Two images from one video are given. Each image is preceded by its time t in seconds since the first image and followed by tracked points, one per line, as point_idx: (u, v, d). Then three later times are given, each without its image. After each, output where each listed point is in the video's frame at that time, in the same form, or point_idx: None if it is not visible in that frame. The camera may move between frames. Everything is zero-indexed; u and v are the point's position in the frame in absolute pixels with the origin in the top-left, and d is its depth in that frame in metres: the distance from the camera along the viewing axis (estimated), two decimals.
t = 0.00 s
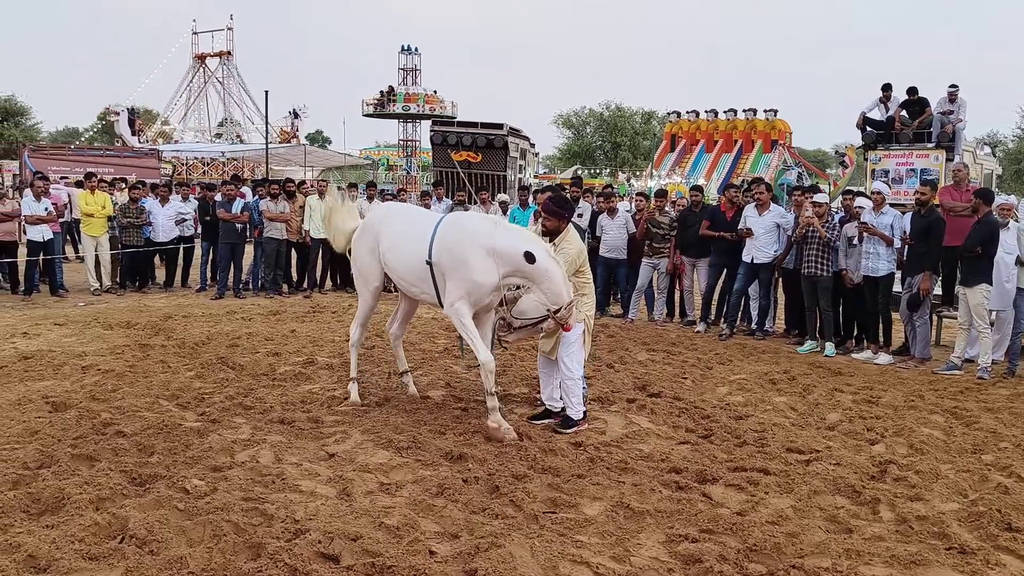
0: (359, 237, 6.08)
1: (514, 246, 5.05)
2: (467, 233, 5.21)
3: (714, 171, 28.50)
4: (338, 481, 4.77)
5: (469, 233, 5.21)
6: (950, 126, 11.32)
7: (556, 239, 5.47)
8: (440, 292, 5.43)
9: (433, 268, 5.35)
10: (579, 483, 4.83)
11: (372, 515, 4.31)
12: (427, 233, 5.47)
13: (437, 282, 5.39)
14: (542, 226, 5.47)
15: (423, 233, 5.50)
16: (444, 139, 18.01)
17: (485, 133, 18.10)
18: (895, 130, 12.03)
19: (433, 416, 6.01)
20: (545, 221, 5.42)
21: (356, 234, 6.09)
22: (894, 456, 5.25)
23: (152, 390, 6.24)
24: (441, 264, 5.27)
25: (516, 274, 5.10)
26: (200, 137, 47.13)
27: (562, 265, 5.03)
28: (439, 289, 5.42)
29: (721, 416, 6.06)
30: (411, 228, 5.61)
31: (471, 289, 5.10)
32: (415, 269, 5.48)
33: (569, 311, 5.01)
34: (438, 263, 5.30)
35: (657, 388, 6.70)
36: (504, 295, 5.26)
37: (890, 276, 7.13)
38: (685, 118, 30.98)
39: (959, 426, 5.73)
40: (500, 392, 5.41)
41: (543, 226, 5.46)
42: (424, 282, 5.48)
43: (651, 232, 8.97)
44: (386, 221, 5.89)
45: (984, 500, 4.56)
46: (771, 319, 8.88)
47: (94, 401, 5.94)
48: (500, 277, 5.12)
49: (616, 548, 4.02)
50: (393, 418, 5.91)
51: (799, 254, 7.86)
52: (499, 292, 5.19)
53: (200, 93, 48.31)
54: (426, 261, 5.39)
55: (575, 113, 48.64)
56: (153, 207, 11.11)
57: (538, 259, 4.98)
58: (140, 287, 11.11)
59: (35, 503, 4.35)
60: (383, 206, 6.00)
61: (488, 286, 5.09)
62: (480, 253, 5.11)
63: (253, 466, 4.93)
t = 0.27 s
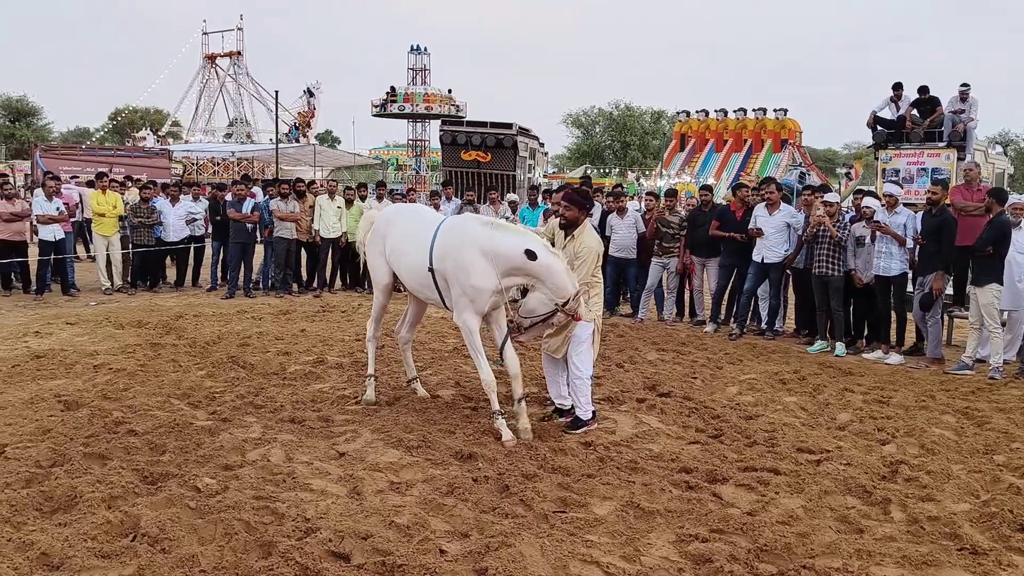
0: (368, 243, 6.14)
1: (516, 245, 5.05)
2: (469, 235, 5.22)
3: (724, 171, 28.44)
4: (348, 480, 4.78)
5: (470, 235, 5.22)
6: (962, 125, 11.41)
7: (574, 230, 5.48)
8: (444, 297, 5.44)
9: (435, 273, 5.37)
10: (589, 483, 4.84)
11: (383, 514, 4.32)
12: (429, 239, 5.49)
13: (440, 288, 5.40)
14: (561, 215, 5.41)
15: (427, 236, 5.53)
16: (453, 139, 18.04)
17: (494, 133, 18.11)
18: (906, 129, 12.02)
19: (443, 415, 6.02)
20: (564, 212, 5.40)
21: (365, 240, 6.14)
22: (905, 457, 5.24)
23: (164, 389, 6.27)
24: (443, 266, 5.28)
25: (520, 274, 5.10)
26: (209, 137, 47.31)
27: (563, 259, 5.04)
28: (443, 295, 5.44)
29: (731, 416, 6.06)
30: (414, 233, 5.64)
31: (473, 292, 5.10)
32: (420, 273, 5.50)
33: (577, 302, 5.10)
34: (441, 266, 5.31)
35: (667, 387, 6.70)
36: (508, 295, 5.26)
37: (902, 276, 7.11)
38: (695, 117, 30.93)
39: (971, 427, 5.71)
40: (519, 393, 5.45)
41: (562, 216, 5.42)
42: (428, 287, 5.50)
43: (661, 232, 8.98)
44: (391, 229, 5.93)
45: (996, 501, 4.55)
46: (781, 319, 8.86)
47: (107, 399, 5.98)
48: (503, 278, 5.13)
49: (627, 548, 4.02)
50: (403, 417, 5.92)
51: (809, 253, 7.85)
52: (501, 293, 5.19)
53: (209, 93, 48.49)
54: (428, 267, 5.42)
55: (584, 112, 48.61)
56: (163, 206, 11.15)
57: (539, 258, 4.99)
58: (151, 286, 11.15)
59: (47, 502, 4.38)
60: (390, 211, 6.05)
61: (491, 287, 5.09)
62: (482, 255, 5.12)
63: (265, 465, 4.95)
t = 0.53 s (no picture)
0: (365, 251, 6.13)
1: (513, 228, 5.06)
2: (468, 230, 5.24)
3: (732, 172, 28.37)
4: (356, 480, 4.79)
5: (469, 229, 5.23)
6: (971, 126, 11.33)
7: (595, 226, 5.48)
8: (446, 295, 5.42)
9: (437, 270, 5.36)
10: (596, 484, 4.84)
11: (390, 514, 4.33)
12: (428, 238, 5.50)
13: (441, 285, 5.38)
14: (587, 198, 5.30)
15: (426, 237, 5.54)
16: (461, 140, 18.04)
17: (502, 134, 18.10)
18: (915, 130, 11.99)
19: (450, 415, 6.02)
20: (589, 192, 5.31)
21: (363, 247, 6.13)
22: (913, 459, 5.22)
23: (172, 389, 6.29)
24: (443, 264, 5.28)
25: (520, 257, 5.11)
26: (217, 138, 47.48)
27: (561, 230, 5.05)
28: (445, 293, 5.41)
29: (739, 417, 6.05)
30: (414, 236, 5.64)
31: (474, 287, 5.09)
32: (423, 272, 5.48)
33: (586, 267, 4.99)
34: (441, 263, 5.31)
35: (674, 389, 6.69)
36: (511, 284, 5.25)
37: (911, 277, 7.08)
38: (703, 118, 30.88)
39: (979, 429, 5.68)
40: (521, 389, 5.46)
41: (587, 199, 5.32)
42: (430, 286, 5.47)
43: (669, 233, 9.00)
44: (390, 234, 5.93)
45: (1005, 504, 4.52)
46: (789, 321, 8.83)
47: (115, 399, 6.00)
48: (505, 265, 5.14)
49: (633, 549, 4.02)
50: (410, 417, 5.93)
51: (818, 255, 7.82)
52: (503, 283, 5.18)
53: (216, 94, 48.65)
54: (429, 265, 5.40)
55: (591, 113, 48.58)
56: (172, 206, 11.21)
57: (535, 235, 5.01)
58: (159, 286, 11.19)
59: (56, 501, 4.40)
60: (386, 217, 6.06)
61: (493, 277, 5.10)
62: (481, 246, 5.13)
63: (272, 465, 4.96)
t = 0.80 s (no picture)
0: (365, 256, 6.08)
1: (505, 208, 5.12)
2: (467, 224, 5.27)
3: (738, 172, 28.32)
4: (362, 482, 4.80)
5: (469, 223, 5.27)
6: (977, 125, 11.20)
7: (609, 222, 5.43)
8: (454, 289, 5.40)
9: (443, 266, 5.36)
10: (602, 484, 4.84)
11: (396, 515, 4.33)
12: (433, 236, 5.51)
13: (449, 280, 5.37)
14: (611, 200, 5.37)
15: (429, 237, 5.54)
16: (466, 141, 18.06)
17: (507, 135, 18.10)
18: (921, 130, 11.96)
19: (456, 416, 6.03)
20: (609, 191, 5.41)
21: (363, 249, 6.10)
22: (920, 460, 5.20)
23: (178, 390, 6.31)
24: (449, 262, 5.27)
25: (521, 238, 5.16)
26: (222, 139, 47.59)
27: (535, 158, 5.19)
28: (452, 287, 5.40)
29: (745, 418, 6.04)
30: (417, 234, 5.63)
31: (482, 281, 5.08)
32: (430, 270, 5.47)
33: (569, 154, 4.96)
34: (447, 261, 5.30)
35: (680, 390, 6.68)
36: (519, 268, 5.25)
37: (918, 278, 7.06)
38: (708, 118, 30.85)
39: (986, 430, 5.67)
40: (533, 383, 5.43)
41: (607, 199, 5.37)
42: (437, 282, 5.46)
43: (674, 234, 8.94)
44: (391, 235, 5.90)
45: (1012, 505, 4.51)
46: (795, 321, 8.82)
47: (122, 400, 6.03)
48: (510, 245, 5.15)
49: (639, 550, 4.02)
50: (416, 419, 5.94)
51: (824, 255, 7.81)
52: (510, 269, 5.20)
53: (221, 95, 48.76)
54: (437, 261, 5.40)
55: (596, 113, 48.56)
56: (178, 208, 11.33)
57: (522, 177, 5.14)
58: (166, 287, 11.23)
59: (63, 502, 4.42)
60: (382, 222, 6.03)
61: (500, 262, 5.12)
62: (483, 237, 5.15)
63: (278, 466, 4.97)
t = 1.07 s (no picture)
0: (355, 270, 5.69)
1: (520, 194, 5.15)
2: (483, 217, 5.20)
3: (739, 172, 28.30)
4: (363, 482, 4.80)
5: (486, 219, 5.18)
6: (978, 126, 11.26)
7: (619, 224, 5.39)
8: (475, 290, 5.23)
9: (466, 265, 5.17)
10: (603, 485, 4.84)
11: (397, 516, 4.33)
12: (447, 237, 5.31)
13: (471, 280, 5.19)
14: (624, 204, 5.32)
15: (438, 240, 5.34)
16: (467, 141, 18.07)
17: (508, 135, 18.10)
18: (923, 130, 11.96)
19: (458, 417, 6.03)
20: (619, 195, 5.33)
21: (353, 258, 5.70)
22: (921, 460, 5.20)
23: (179, 391, 6.31)
24: (472, 258, 5.12)
25: (539, 223, 5.21)
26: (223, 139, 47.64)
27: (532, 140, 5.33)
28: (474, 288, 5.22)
29: (746, 418, 6.04)
30: (426, 238, 5.39)
31: (515, 272, 5.02)
32: (448, 271, 5.26)
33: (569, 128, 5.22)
34: (468, 259, 5.14)
35: (681, 390, 6.68)
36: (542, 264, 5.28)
37: (921, 278, 7.05)
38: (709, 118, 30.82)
39: (988, 430, 5.66)
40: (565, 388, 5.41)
41: (618, 203, 5.28)
42: (456, 284, 5.25)
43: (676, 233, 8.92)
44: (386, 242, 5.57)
45: (1014, 505, 4.50)
46: (796, 322, 8.82)
47: (123, 401, 6.03)
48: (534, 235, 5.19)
49: (640, 550, 4.02)
50: (417, 419, 5.94)
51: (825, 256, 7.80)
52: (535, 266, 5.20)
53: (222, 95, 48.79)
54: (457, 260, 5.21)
55: (597, 113, 48.55)
56: (181, 208, 11.35)
57: (530, 157, 5.23)
58: (167, 288, 11.24)
59: (65, 503, 4.42)
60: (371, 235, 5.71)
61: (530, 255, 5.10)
62: (507, 230, 5.10)
63: (280, 467, 4.97)
